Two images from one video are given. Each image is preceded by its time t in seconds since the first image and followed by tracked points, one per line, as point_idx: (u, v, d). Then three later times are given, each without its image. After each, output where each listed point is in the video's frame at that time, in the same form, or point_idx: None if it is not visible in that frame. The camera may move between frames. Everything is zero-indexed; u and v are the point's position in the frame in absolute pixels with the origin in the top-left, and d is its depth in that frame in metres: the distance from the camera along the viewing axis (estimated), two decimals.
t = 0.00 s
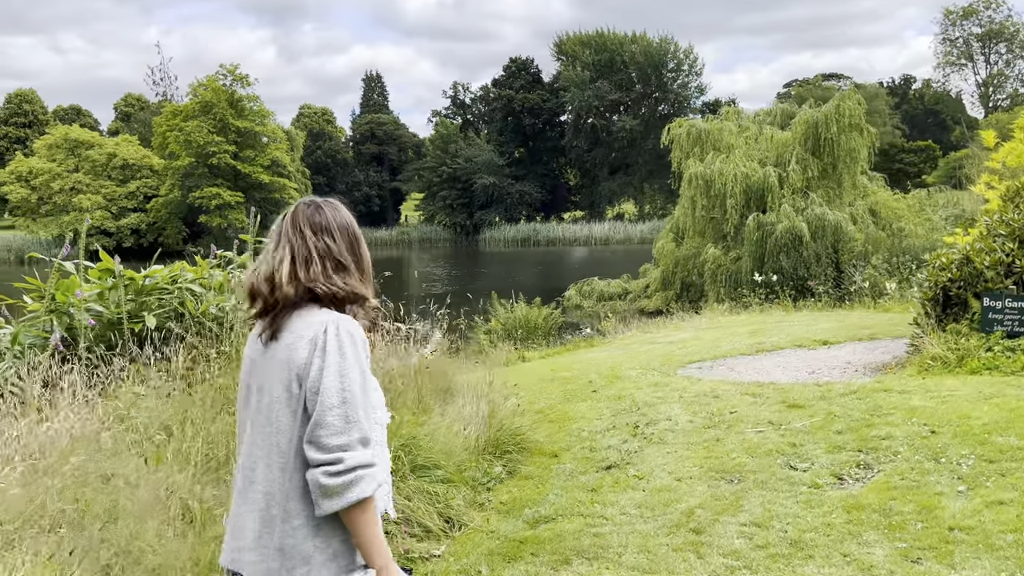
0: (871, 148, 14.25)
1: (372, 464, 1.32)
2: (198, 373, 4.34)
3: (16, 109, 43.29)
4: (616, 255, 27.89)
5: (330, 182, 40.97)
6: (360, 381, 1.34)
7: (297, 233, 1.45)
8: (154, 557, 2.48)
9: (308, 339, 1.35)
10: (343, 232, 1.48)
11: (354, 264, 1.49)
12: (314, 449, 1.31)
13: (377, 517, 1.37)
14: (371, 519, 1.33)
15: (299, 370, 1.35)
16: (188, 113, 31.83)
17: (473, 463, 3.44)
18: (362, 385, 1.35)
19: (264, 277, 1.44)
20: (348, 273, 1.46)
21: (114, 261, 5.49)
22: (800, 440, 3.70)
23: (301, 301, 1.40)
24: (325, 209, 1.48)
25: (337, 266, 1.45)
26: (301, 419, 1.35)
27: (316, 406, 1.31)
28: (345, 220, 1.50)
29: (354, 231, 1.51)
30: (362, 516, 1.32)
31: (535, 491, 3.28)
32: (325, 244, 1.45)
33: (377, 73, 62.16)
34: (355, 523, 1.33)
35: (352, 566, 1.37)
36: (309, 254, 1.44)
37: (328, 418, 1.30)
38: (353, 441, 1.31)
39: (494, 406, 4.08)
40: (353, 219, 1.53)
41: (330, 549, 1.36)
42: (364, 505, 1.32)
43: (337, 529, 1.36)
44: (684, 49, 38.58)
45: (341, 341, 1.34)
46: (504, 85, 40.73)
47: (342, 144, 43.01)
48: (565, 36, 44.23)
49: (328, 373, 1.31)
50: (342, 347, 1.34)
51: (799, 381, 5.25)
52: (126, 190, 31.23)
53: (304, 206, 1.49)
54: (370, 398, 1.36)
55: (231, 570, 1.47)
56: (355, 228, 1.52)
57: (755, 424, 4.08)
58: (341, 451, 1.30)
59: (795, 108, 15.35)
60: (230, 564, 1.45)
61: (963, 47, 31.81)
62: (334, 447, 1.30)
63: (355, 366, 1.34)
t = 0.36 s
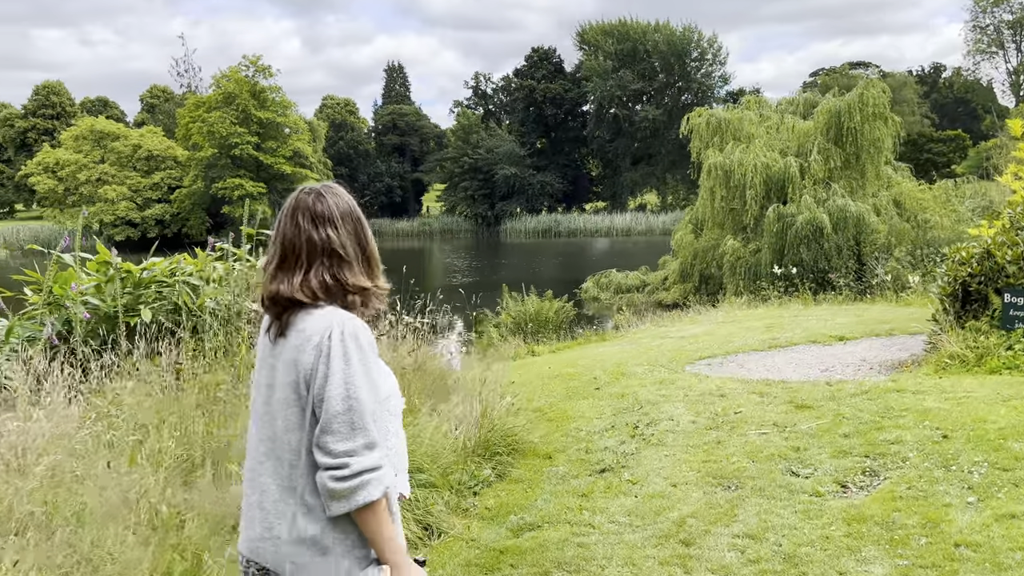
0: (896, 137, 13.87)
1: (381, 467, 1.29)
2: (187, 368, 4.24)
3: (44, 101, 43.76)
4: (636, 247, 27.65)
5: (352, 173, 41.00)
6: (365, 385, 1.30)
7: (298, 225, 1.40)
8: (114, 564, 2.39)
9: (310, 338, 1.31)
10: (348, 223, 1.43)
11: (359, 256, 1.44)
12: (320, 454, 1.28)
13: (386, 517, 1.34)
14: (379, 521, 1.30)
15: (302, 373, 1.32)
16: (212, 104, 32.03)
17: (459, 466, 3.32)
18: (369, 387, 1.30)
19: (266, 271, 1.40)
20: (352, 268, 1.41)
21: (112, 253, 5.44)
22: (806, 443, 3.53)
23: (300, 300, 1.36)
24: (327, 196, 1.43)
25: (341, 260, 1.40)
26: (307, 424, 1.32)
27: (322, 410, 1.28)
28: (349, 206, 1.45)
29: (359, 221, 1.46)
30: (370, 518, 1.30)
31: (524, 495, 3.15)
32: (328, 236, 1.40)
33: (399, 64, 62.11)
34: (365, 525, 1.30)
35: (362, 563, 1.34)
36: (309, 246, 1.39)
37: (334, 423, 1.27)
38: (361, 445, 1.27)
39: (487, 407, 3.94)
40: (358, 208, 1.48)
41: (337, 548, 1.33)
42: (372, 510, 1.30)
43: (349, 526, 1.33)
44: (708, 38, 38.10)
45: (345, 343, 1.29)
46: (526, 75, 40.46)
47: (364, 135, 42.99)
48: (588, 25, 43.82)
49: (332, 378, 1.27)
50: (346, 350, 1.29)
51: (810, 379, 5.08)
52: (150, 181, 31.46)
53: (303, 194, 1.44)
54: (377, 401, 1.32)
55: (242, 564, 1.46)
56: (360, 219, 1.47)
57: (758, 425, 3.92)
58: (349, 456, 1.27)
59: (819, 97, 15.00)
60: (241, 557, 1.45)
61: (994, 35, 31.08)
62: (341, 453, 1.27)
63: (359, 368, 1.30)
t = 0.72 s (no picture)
0: (927, 124, 13.43)
1: (340, 462, 1.19)
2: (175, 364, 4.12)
3: (74, 92, 44.30)
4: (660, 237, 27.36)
5: (377, 162, 41.02)
6: (318, 376, 1.20)
7: (251, 199, 1.30)
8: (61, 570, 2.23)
9: (262, 325, 1.23)
10: (311, 197, 1.31)
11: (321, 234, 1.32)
12: (272, 451, 1.19)
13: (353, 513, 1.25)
14: (342, 518, 1.21)
15: (255, 365, 1.23)
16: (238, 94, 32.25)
17: (443, 466, 3.17)
18: (323, 379, 1.21)
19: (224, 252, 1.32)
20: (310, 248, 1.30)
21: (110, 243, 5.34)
22: (813, 446, 3.34)
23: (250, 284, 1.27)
24: (292, 168, 1.32)
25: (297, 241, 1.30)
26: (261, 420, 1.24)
27: (272, 405, 1.19)
28: (308, 180, 1.31)
29: (325, 196, 1.33)
30: (333, 517, 1.21)
31: (511, 500, 3.00)
32: (283, 213, 1.29)
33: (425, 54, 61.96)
34: (328, 523, 1.21)
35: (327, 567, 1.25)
36: (262, 225, 1.29)
37: (285, 418, 1.17)
38: (315, 442, 1.18)
39: (482, 404, 3.77)
40: (330, 182, 1.36)
41: (298, 549, 1.24)
42: (331, 511, 1.20)
43: (305, 528, 1.24)
44: (737, 25, 37.45)
45: (295, 332, 1.20)
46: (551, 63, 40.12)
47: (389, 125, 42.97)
48: (615, 13, 43.33)
49: (282, 372, 1.18)
50: (296, 340, 1.20)
51: (825, 376, 4.87)
52: (177, 171, 31.71)
53: (269, 165, 1.34)
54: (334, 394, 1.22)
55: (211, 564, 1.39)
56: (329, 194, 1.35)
57: (763, 426, 3.73)
58: (300, 455, 1.18)
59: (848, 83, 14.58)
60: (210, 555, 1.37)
61: None
62: (294, 450, 1.17)
63: (314, 358, 1.21)
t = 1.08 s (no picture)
0: (964, 113, 12.97)
1: (250, 484, 1.22)
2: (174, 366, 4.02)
3: (109, 82, 44.80)
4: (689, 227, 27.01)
5: (406, 152, 40.96)
6: (231, 393, 1.25)
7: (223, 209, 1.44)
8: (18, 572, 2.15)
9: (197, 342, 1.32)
10: (240, 207, 1.40)
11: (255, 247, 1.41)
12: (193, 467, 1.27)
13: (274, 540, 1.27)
14: (262, 543, 1.24)
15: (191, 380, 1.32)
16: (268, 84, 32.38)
17: (434, 475, 3.04)
18: (240, 397, 1.26)
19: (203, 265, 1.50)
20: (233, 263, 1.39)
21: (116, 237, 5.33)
22: (829, 458, 3.14)
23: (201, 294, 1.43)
24: (246, 183, 1.44)
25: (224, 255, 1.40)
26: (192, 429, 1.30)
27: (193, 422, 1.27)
28: (256, 197, 1.40)
29: (261, 209, 1.41)
30: (254, 538, 1.23)
31: (503, 512, 2.85)
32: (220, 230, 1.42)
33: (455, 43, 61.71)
34: (248, 549, 1.23)
35: None
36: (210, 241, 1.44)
37: (198, 435, 1.25)
38: (225, 461, 1.23)
39: (480, 408, 3.62)
40: (272, 195, 1.42)
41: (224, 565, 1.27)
42: (242, 533, 1.23)
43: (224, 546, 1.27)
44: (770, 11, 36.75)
45: (212, 348, 1.27)
46: (581, 52, 39.71)
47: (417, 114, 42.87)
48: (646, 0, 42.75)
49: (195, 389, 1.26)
50: (212, 355, 1.26)
51: (847, 378, 4.66)
52: (208, 160, 31.91)
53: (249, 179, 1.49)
54: (254, 414, 1.27)
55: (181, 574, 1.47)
56: (268, 208, 1.41)
57: (777, 434, 3.54)
58: (209, 470, 1.23)
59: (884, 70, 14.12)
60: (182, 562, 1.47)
61: None
62: (209, 466, 1.24)
63: (227, 379, 1.26)
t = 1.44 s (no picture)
0: (1010, 98, 12.46)
1: (242, 449, 1.27)
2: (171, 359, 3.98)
3: (146, 72, 45.30)
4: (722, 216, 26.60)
5: (438, 141, 40.87)
6: (245, 353, 1.31)
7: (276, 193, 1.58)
8: None
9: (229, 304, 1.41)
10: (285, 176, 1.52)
11: (288, 216, 1.51)
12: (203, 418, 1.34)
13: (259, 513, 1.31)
14: (250, 510, 1.28)
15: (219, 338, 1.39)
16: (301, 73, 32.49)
17: (436, 473, 2.93)
18: (253, 361, 1.31)
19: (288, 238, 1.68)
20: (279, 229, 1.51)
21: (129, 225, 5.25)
22: (853, 462, 2.95)
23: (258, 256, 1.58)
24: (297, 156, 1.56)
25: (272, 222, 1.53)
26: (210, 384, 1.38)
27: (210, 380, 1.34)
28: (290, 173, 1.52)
29: (295, 183, 1.50)
30: (243, 506, 1.28)
31: (503, 515, 2.72)
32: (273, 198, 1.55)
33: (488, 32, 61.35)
34: (238, 515, 1.29)
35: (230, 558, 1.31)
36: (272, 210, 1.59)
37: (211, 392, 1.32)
38: (226, 421, 1.29)
39: (487, 404, 3.49)
40: (308, 165, 1.51)
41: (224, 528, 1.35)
42: (238, 494, 1.28)
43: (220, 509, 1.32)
44: None
45: (234, 305, 1.34)
46: (615, 39, 39.24)
47: (449, 103, 42.72)
48: None
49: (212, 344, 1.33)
50: (232, 313, 1.33)
51: (876, 375, 4.45)
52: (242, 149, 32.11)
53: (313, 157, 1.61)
54: (263, 378, 1.32)
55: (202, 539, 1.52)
56: (301, 182, 1.50)
57: (798, 434, 3.37)
58: (215, 425, 1.30)
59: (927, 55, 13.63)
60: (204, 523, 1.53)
61: None
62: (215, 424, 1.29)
63: (240, 343, 1.31)
